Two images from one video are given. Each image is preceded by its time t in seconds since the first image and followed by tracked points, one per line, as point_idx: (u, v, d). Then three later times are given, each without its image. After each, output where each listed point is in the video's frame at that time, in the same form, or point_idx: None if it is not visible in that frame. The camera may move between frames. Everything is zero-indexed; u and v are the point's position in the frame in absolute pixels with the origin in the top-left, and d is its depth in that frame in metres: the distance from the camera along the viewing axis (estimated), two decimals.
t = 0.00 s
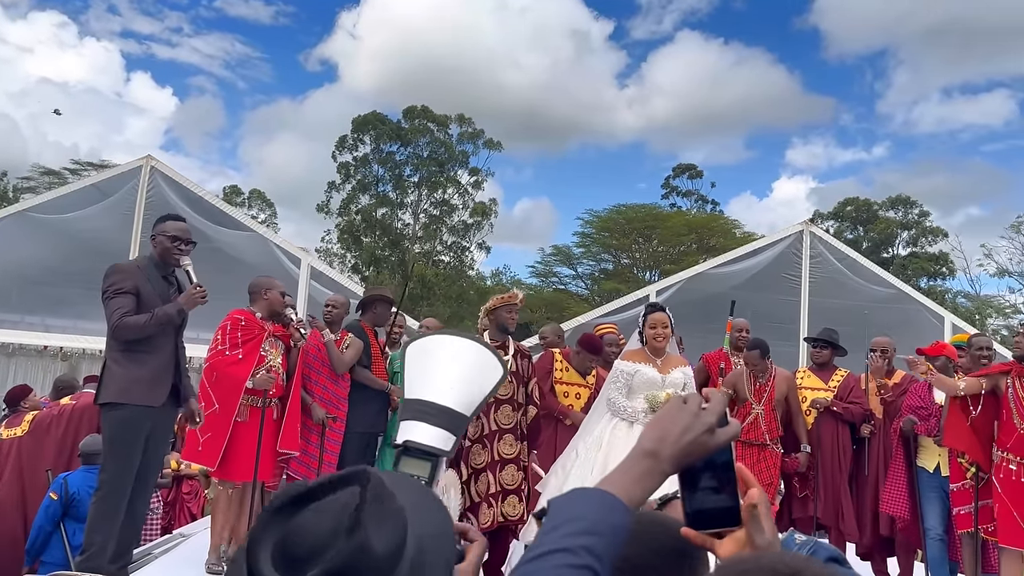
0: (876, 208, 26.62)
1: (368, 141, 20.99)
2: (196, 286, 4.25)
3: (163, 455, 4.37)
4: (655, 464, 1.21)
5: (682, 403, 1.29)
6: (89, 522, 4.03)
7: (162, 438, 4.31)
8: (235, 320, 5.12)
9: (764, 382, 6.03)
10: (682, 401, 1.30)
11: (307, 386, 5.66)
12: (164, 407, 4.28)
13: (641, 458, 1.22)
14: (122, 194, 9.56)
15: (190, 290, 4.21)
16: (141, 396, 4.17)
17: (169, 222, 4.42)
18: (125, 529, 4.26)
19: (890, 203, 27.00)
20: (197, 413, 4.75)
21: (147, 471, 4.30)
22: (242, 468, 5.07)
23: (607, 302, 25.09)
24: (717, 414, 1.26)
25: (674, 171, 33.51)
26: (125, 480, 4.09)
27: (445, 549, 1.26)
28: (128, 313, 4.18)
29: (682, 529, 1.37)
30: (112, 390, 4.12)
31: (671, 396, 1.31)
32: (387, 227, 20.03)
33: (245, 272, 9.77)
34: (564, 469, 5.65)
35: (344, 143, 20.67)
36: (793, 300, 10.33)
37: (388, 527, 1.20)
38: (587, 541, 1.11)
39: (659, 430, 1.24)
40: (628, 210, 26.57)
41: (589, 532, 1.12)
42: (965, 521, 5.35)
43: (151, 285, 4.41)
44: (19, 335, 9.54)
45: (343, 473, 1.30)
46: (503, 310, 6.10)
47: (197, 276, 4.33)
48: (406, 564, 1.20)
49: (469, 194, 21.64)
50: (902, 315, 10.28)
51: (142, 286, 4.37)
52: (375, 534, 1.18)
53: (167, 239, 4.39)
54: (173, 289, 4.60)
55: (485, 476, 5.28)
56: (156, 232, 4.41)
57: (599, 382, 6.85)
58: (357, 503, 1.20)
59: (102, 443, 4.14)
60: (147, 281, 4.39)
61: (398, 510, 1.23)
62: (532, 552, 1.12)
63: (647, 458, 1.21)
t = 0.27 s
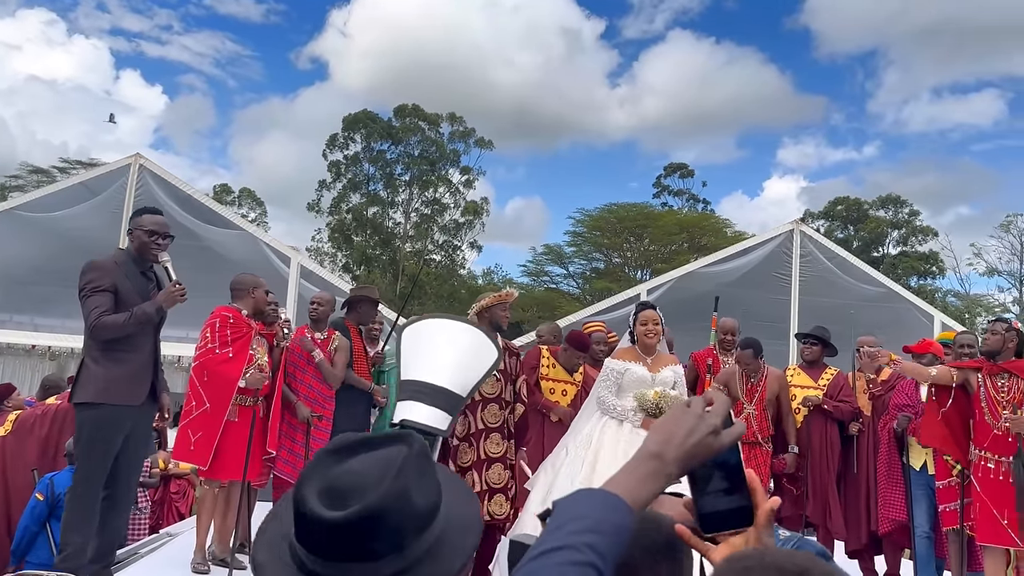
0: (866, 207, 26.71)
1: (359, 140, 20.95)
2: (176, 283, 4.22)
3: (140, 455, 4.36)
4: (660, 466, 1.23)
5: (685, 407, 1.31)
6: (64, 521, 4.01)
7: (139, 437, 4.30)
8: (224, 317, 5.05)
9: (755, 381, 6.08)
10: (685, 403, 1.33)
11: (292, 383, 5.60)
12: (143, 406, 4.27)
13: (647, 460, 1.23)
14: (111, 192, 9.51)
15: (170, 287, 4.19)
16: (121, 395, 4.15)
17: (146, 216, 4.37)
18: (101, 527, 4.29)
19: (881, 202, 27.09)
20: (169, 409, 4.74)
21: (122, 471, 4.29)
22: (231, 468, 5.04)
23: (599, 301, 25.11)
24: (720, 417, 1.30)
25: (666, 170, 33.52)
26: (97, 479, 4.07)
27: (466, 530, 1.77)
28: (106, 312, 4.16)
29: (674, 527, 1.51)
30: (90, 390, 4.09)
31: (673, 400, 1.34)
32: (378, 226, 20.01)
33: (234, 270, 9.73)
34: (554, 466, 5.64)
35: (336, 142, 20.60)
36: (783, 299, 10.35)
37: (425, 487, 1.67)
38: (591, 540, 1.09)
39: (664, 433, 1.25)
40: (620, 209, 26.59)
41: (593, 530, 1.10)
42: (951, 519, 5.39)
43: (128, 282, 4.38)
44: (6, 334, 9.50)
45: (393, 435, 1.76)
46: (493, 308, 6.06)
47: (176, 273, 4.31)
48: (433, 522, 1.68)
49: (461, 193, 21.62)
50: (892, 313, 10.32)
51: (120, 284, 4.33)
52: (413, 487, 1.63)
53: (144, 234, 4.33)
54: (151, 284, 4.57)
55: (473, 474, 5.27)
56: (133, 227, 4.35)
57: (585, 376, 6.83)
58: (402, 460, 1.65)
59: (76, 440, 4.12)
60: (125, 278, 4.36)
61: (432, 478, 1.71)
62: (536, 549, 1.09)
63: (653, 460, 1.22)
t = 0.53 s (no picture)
0: (864, 205, 26.75)
1: (357, 138, 20.94)
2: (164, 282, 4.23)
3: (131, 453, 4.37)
4: (682, 472, 1.23)
5: (707, 411, 1.30)
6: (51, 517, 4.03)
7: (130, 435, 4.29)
8: (221, 316, 5.06)
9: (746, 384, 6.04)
10: (707, 407, 1.31)
11: (287, 381, 5.53)
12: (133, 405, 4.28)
13: (669, 466, 1.24)
14: (108, 191, 9.47)
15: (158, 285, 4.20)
16: (110, 394, 4.16)
17: (134, 213, 4.39)
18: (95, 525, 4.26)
19: (878, 200, 27.14)
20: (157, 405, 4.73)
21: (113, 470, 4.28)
22: (228, 467, 5.02)
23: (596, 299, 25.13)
24: (745, 423, 1.27)
25: (664, 168, 33.56)
26: (84, 477, 4.07)
27: (478, 516, 1.86)
28: (93, 312, 4.15)
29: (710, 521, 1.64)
30: (78, 390, 4.09)
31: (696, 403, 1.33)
32: (376, 224, 20.02)
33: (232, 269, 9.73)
34: (553, 464, 5.65)
35: (333, 140, 20.58)
36: (780, 296, 10.37)
37: (439, 471, 1.75)
38: (613, 535, 1.09)
39: (685, 439, 1.26)
40: (618, 208, 26.62)
41: (615, 526, 1.10)
42: (945, 515, 5.38)
43: (117, 280, 4.36)
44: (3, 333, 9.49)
45: (409, 420, 1.83)
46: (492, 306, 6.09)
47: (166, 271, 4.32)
48: (447, 506, 1.76)
49: (459, 192, 21.61)
50: (889, 311, 10.34)
51: (109, 282, 4.33)
52: (428, 470, 1.71)
53: (131, 231, 4.34)
54: (141, 282, 4.55)
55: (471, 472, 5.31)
56: (120, 224, 4.35)
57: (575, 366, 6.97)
58: (417, 444, 1.72)
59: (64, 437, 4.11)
60: (113, 276, 4.35)
61: (446, 462, 1.79)
62: (560, 541, 1.10)
63: (674, 466, 1.23)
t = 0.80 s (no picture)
0: (871, 203, 26.65)
1: (363, 138, 20.95)
2: (163, 281, 4.23)
3: (149, 453, 4.42)
4: (682, 498, 1.20)
5: (726, 435, 1.27)
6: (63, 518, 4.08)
7: (142, 434, 4.36)
8: (216, 317, 5.02)
9: (747, 387, 6.00)
10: (727, 427, 1.28)
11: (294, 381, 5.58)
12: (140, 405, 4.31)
13: (669, 492, 1.21)
14: (115, 191, 9.54)
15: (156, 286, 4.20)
16: (118, 394, 4.19)
17: (129, 214, 4.39)
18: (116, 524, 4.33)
19: (886, 197, 27.02)
20: (173, 405, 4.75)
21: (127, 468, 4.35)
22: (231, 467, 5.06)
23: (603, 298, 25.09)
24: (762, 452, 1.24)
25: (670, 167, 33.48)
26: (95, 477, 4.11)
27: (505, 513, 1.93)
28: (95, 315, 4.18)
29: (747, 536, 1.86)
30: (86, 392, 4.12)
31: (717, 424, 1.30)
32: (382, 224, 20.04)
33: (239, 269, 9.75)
34: (563, 466, 5.74)
35: (339, 140, 20.59)
36: (787, 295, 10.33)
37: (465, 469, 1.82)
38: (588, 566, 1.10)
39: (695, 465, 1.23)
40: (624, 206, 26.58)
41: (592, 554, 1.11)
42: (954, 514, 5.32)
43: (119, 282, 4.38)
44: (11, 334, 9.53)
45: (435, 419, 1.90)
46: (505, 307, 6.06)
47: (163, 270, 4.31)
48: (473, 503, 1.83)
49: (465, 191, 21.61)
50: (897, 309, 10.30)
51: (111, 284, 4.35)
52: (455, 468, 1.78)
53: (129, 232, 4.35)
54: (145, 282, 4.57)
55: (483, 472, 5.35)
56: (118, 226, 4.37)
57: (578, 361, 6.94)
58: (443, 443, 1.79)
59: (74, 439, 4.17)
60: (115, 279, 4.37)
61: (471, 460, 1.86)
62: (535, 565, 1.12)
63: (675, 492, 1.20)
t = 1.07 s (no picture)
0: (891, 200, 26.42)
1: (379, 138, 21.03)
2: (176, 279, 4.22)
3: (178, 451, 4.46)
4: None
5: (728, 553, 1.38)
6: (93, 516, 4.17)
7: (172, 435, 4.40)
8: (227, 319, 5.12)
9: (766, 383, 5.93)
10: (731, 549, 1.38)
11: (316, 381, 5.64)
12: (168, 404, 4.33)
13: None
14: (135, 193, 9.60)
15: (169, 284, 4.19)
16: (145, 393, 4.24)
17: (152, 218, 4.47)
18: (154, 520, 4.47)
19: (905, 194, 26.79)
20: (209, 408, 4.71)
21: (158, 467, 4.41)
22: (244, 467, 5.10)
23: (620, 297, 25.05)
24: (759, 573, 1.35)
25: (687, 164, 33.33)
26: (123, 475, 4.17)
27: (532, 512, 2.10)
28: (115, 316, 4.24)
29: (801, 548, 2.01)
30: (113, 392, 4.18)
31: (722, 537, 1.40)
32: (398, 224, 20.13)
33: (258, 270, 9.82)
34: (582, 465, 5.79)
35: (355, 140, 20.66)
36: (806, 293, 10.27)
37: (491, 471, 2.00)
38: None
39: None
40: (641, 205, 26.52)
41: None
42: (979, 515, 5.29)
43: (143, 285, 4.43)
44: (34, 334, 9.64)
45: (460, 427, 2.08)
46: (529, 308, 6.09)
47: (177, 268, 4.30)
48: (501, 503, 2.00)
49: (481, 190, 21.63)
50: (918, 307, 10.21)
51: (134, 287, 4.41)
52: (482, 470, 1.95)
53: (148, 236, 4.42)
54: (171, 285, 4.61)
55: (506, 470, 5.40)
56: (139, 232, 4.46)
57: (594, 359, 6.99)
58: (469, 448, 1.97)
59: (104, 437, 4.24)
60: (137, 282, 4.42)
61: (496, 464, 2.04)
62: None
63: None
